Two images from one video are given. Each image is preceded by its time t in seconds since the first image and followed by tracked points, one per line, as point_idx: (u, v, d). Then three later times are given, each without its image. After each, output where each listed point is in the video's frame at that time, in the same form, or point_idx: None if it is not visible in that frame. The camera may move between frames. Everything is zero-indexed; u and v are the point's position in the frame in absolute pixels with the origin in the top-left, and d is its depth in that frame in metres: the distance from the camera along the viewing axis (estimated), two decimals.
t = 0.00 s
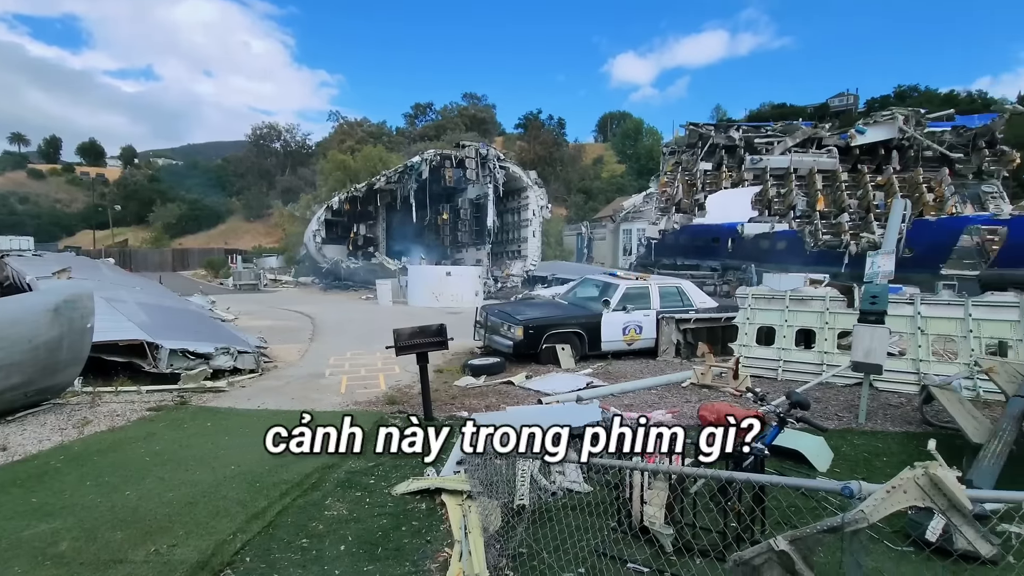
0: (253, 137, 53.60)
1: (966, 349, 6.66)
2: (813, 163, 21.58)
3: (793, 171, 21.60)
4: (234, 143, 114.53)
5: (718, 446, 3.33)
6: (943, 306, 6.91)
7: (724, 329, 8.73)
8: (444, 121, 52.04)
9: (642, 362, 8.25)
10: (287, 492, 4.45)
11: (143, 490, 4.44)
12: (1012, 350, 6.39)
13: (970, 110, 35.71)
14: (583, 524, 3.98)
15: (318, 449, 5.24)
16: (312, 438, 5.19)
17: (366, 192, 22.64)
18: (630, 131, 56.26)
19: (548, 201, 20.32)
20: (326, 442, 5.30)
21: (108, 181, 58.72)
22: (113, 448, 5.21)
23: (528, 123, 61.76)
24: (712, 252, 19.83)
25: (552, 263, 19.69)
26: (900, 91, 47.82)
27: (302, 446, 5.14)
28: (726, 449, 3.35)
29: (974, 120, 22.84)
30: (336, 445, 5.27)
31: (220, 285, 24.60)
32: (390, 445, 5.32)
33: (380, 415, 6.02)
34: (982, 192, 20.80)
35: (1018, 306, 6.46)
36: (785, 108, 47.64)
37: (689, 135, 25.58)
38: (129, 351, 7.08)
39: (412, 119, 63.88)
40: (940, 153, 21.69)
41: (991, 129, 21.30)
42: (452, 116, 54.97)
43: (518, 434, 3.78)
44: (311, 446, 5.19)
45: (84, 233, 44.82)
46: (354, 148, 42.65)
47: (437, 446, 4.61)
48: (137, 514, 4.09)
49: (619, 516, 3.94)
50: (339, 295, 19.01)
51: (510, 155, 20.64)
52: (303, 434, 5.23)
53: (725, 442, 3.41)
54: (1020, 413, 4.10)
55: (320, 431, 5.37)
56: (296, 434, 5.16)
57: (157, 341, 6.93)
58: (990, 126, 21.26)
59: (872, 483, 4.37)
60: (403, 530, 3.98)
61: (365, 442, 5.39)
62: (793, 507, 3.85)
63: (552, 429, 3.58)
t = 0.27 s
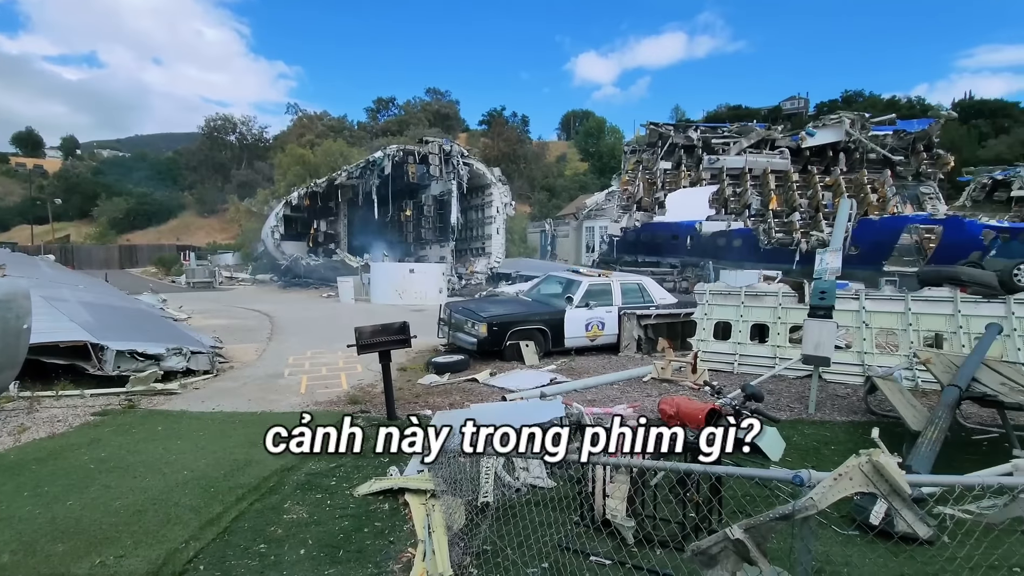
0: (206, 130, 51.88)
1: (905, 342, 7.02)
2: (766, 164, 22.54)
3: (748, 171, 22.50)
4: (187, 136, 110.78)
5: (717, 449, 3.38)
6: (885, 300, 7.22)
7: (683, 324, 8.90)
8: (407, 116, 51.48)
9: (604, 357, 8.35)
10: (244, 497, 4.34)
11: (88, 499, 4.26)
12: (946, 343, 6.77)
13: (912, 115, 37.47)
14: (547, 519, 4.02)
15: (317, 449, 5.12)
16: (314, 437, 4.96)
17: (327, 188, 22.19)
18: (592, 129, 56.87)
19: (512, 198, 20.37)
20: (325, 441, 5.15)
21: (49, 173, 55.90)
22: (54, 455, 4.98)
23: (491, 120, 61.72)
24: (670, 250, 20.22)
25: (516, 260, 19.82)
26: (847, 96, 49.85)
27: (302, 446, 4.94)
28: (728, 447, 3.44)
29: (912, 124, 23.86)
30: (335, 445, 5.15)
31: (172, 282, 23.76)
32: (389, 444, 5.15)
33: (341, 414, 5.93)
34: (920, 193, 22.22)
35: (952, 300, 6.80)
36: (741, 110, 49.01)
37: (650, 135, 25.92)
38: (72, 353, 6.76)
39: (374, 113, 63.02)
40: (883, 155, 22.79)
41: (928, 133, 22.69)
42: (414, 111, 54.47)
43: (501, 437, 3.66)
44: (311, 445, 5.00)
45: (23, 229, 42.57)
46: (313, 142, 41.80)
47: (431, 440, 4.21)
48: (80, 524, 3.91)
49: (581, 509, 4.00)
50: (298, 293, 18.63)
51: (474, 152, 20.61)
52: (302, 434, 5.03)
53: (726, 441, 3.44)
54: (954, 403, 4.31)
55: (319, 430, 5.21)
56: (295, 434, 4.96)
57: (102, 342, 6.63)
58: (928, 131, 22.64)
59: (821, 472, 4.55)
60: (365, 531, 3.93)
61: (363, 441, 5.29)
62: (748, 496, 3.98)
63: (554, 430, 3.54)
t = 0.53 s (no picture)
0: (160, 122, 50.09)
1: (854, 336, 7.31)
2: (725, 163, 23.07)
3: (708, 171, 22.97)
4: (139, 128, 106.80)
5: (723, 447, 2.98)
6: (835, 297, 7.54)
7: (647, 320, 9.05)
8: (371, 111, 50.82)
9: (570, 353, 8.42)
10: (199, 503, 4.22)
11: (30, 510, 4.06)
12: (892, 336, 7.09)
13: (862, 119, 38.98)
14: (513, 516, 4.03)
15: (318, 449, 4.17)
16: (313, 439, 4.04)
17: (287, 183, 21.69)
18: (557, 128, 57.22)
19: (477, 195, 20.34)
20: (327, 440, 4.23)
21: None
22: None
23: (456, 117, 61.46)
24: (634, 247, 20.51)
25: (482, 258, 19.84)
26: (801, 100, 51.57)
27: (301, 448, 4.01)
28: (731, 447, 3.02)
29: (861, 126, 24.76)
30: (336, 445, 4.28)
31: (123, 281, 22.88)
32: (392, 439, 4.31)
33: (302, 416, 5.84)
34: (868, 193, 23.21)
35: (895, 297, 7.18)
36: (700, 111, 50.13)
37: (614, 134, 26.24)
38: (11, 356, 6.43)
39: (336, 108, 61.99)
40: (834, 157, 23.66)
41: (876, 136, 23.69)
42: (378, 106, 53.80)
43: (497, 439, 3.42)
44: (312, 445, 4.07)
45: None
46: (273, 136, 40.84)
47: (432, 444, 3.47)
48: (22, 537, 3.73)
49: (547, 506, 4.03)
50: (258, 291, 18.20)
51: (439, 149, 20.50)
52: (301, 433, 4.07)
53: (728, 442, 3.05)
54: (899, 392, 4.53)
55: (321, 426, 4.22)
56: (293, 434, 4.01)
57: (43, 344, 6.32)
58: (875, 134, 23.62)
59: (777, 462, 4.70)
60: (328, 534, 3.87)
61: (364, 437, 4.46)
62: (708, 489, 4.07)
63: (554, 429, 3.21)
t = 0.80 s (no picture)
0: (114, 113, 48.23)
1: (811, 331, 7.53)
2: (690, 163, 23.49)
3: (673, 170, 23.34)
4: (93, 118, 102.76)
5: (724, 444, 2.67)
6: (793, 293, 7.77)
7: (613, 317, 9.16)
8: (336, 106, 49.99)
9: (538, 350, 8.46)
10: (155, 510, 4.10)
11: None
12: (846, 331, 7.34)
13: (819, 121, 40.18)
14: (482, 514, 4.03)
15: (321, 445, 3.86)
16: (311, 437, 3.79)
17: (250, 177, 21.14)
18: (526, 125, 57.32)
19: (445, 191, 20.24)
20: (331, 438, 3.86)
21: None
22: None
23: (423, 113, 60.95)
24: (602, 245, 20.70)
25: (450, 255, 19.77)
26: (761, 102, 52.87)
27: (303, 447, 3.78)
28: (732, 444, 2.70)
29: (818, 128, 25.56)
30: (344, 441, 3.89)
31: (74, 278, 22.00)
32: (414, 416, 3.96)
33: (265, 418, 5.73)
34: (824, 194, 23.82)
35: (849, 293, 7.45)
36: (666, 111, 50.89)
37: (581, 133, 26.33)
38: None
39: (301, 101, 60.71)
40: (793, 158, 24.31)
41: (832, 138, 24.17)
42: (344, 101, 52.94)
43: (476, 431, 3.18)
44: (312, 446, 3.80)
45: None
46: (235, 129, 39.78)
47: (436, 443, 3.43)
48: None
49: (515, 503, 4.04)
50: (219, 289, 17.73)
51: (407, 145, 20.32)
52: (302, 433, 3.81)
53: (729, 438, 2.72)
54: (853, 385, 4.69)
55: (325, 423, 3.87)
56: (293, 434, 3.80)
57: None
58: (831, 136, 24.10)
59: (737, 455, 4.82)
60: (292, 538, 3.81)
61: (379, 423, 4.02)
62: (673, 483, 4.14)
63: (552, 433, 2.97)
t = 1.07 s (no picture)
0: (65, 104, 46.29)
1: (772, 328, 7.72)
2: (657, 164, 23.85)
3: (640, 170, 23.66)
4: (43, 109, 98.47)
5: (722, 443, 2.30)
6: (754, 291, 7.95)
7: (581, 316, 9.24)
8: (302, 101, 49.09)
9: (506, 349, 8.47)
10: (108, 519, 3.96)
11: None
12: (804, 327, 7.55)
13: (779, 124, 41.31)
14: (450, 514, 4.02)
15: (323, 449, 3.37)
16: (313, 439, 3.32)
17: (211, 172, 20.56)
18: (494, 124, 57.32)
19: (413, 188, 20.09)
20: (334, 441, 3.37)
21: None
22: None
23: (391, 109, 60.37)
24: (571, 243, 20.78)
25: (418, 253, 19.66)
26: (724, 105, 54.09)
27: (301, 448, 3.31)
28: (737, 445, 2.30)
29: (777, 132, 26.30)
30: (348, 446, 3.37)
31: (21, 277, 21.03)
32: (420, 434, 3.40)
33: (226, 421, 5.59)
34: (783, 195, 24.60)
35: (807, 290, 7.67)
36: (632, 112, 51.60)
37: (550, 132, 26.27)
38: None
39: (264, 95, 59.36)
40: (754, 160, 24.94)
41: (790, 142, 25.01)
42: (310, 95, 52.00)
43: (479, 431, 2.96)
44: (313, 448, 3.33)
45: None
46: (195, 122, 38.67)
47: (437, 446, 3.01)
48: None
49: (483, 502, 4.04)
50: (178, 288, 17.21)
51: (374, 141, 20.08)
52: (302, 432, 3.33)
53: (733, 438, 2.31)
54: (810, 379, 4.82)
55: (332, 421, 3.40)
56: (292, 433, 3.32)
57: None
58: (789, 140, 24.89)
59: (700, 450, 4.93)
60: (254, 544, 3.72)
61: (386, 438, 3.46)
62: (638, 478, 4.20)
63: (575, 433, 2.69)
